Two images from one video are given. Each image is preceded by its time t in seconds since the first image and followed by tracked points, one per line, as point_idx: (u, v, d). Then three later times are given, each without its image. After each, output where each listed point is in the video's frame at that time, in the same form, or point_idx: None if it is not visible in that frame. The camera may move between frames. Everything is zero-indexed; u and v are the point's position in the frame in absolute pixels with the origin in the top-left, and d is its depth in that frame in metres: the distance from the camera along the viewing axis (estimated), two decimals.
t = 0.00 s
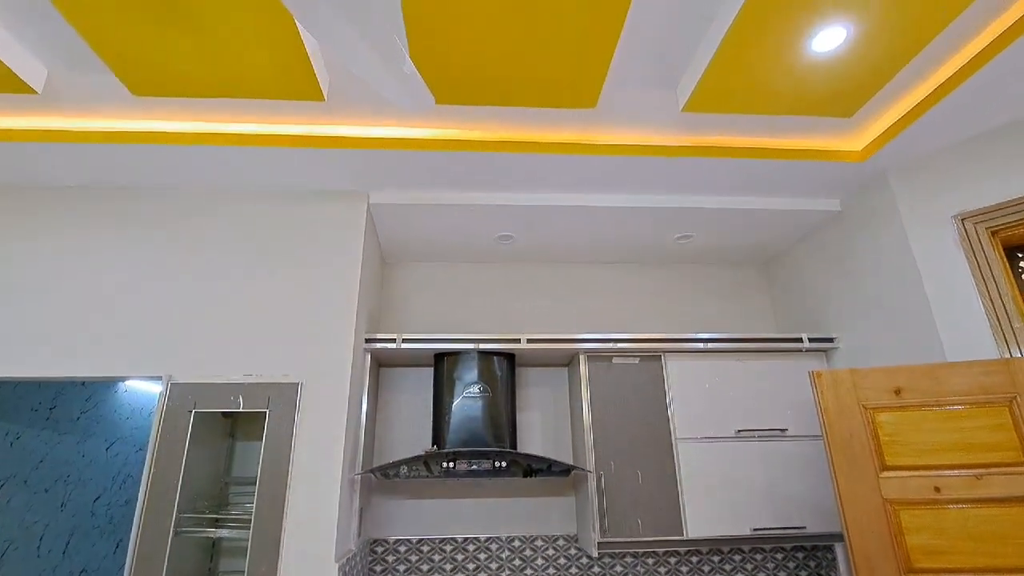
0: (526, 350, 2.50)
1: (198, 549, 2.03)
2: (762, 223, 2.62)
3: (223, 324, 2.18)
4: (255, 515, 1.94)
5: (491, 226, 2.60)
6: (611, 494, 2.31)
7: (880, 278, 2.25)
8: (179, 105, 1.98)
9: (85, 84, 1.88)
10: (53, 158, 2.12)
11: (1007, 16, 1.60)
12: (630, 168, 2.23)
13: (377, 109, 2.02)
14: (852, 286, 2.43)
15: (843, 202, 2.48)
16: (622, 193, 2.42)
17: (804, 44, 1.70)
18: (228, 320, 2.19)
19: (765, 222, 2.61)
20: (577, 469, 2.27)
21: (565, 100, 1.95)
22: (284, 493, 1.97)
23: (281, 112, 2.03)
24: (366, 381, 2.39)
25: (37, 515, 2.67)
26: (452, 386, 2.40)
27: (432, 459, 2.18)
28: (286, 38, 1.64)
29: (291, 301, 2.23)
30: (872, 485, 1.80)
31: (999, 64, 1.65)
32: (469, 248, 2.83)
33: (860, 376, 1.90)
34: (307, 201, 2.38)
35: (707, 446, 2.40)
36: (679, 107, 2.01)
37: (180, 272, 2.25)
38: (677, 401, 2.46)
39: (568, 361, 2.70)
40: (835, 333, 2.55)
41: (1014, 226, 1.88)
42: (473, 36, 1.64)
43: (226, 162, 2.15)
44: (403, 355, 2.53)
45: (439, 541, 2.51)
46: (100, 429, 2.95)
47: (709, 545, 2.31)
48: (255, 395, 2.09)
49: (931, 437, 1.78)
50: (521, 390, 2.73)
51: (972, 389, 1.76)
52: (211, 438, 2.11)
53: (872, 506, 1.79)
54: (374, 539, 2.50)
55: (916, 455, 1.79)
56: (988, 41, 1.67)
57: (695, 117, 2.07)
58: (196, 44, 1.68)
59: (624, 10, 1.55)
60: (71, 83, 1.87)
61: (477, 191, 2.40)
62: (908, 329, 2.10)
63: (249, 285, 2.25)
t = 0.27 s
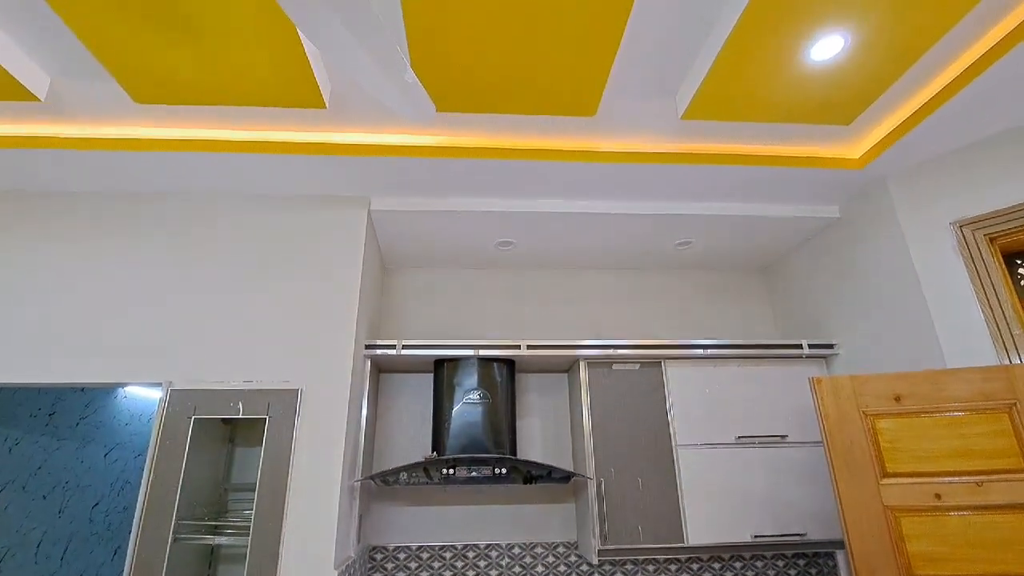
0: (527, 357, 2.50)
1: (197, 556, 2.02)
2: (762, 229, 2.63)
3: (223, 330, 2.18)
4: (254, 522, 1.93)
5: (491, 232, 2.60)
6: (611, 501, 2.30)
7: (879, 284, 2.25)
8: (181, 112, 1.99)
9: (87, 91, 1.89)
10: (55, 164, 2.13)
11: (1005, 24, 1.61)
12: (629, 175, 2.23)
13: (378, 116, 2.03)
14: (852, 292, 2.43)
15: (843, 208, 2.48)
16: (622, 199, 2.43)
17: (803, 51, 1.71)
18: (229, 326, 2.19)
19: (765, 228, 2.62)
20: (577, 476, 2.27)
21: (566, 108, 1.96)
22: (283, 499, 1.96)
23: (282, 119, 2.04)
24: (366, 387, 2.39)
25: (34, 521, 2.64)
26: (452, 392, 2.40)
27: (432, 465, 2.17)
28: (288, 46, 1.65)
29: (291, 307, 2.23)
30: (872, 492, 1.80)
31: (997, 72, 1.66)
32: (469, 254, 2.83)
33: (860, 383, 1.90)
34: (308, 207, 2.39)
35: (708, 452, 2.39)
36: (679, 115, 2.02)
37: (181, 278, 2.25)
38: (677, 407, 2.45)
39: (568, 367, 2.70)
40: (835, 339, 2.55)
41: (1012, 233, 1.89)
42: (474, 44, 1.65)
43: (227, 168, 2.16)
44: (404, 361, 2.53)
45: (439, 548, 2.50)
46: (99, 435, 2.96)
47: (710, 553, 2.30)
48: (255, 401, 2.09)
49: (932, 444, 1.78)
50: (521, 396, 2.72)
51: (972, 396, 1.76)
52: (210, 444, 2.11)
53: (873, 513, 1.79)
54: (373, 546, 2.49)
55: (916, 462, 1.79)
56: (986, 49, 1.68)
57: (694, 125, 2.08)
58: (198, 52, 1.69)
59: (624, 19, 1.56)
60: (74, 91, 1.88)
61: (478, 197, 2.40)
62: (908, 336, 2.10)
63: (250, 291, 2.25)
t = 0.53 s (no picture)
0: (527, 360, 2.49)
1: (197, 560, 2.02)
2: (762, 233, 2.63)
3: (224, 333, 2.18)
4: (254, 526, 1.93)
5: (491, 236, 2.61)
6: (612, 504, 2.30)
7: (879, 288, 2.26)
8: (182, 116, 2.00)
9: (88, 95, 1.89)
10: (56, 168, 2.13)
11: (1005, 28, 1.62)
12: (629, 179, 2.24)
13: (379, 121, 2.03)
14: (851, 296, 2.43)
15: (842, 212, 2.49)
16: (622, 203, 2.43)
17: (803, 55, 1.72)
18: (229, 329, 2.19)
19: (765, 232, 2.62)
20: (577, 480, 2.27)
21: (566, 112, 1.97)
22: (283, 503, 1.96)
23: (282, 123, 2.04)
24: (366, 391, 2.39)
25: (34, 525, 2.63)
26: (452, 396, 2.40)
27: (432, 469, 2.17)
28: (290, 50, 1.66)
29: (292, 311, 2.23)
30: (873, 496, 1.80)
31: (996, 76, 1.67)
32: (469, 257, 2.83)
33: (860, 387, 1.90)
34: (308, 210, 2.39)
35: (708, 456, 2.39)
36: (679, 119, 2.02)
37: (181, 282, 2.25)
38: (678, 411, 2.45)
39: (568, 370, 2.70)
40: (835, 343, 2.55)
41: (1011, 236, 1.91)
42: (474, 48, 1.65)
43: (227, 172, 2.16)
44: (404, 365, 2.52)
45: (439, 552, 2.50)
46: (99, 438, 2.96)
47: (711, 557, 2.29)
48: (255, 405, 2.08)
49: (933, 448, 1.78)
50: (521, 400, 2.72)
51: (973, 399, 1.76)
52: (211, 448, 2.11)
53: (874, 517, 1.78)
54: (373, 550, 2.48)
55: (917, 465, 1.79)
56: (986, 52, 1.68)
57: (694, 129, 2.08)
58: (199, 56, 1.69)
59: (624, 23, 1.56)
60: (75, 95, 1.89)
61: (478, 201, 2.41)
62: (908, 340, 2.10)
63: (250, 295, 2.25)
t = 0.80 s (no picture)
0: (527, 363, 2.49)
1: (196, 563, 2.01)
2: (761, 235, 2.63)
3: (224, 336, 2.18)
4: (254, 529, 1.93)
5: (491, 238, 2.61)
6: (612, 507, 2.30)
7: (879, 291, 2.26)
8: (183, 119, 2.00)
9: (89, 97, 1.89)
10: (57, 170, 2.13)
11: (1005, 31, 1.62)
12: (629, 181, 2.24)
13: (379, 123, 2.04)
14: (851, 299, 2.43)
15: (842, 215, 2.49)
16: (622, 206, 2.44)
17: (803, 58, 1.72)
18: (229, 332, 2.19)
19: (765, 235, 2.63)
20: (578, 483, 2.26)
21: (567, 115, 1.97)
22: (283, 505, 1.96)
23: (283, 125, 2.04)
24: (367, 393, 2.39)
25: (33, 527, 2.64)
26: (452, 399, 2.40)
27: (432, 472, 2.17)
28: (291, 52, 1.66)
29: (292, 313, 2.23)
30: (874, 500, 1.80)
31: (996, 79, 1.67)
32: (470, 260, 2.83)
33: (861, 390, 1.90)
34: (309, 213, 2.39)
35: (709, 459, 2.39)
36: (679, 121, 2.02)
37: (182, 284, 2.25)
38: (678, 413, 2.45)
39: (568, 373, 2.70)
40: (835, 345, 2.55)
41: (1011, 240, 1.91)
42: (475, 51, 1.65)
43: (228, 174, 2.17)
44: (404, 368, 2.53)
45: (439, 555, 2.49)
46: (98, 440, 2.94)
47: (711, 560, 2.29)
48: (256, 407, 2.08)
49: (933, 451, 1.78)
50: (521, 403, 2.72)
51: (973, 402, 1.76)
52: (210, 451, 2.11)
53: (875, 520, 1.78)
54: (373, 553, 2.48)
55: (918, 468, 1.79)
56: (986, 55, 1.69)
57: (694, 132, 2.09)
58: (201, 58, 1.69)
59: (625, 25, 1.56)
60: (75, 97, 1.89)
61: (478, 203, 2.41)
62: (908, 342, 2.10)
63: (251, 297, 2.25)
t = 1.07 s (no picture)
0: (527, 365, 2.49)
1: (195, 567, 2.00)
2: (762, 238, 2.63)
3: (224, 338, 2.18)
4: (254, 531, 1.92)
5: (491, 241, 2.61)
6: (613, 510, 2.29)
7: (880, 293, 2.26)
8: (183, 120, 2.00)
9: (89, 98, 1.89)
10: (57, 172, 2.13)
11: (1005, 33, 1.63)
12: (630, 183, 2.24)
13: (379, 125, 2.04)
14: (851, 301, 2.43)
15: (842, 217, 2.49)
16: (623, 208, 2.44)
17: (803, 60, 1.72)
18: (229, 334, 2.19)
19: (765, 237, 2.63)
20: (578, 485, 2.26)
21: (567, 117, 1.97)
22: (283, 508, 1.95)
23: (283, 127, 2.04)
24: (367, 395, 2.39)
25: (32, 531, 2.63)
26: (452, 401, 2.39)
27: (432, 474, 2.16)
28: (293, 53, 1.66)
29: (292, 315, 2.23)
30: (875, 502, 1.79)
31: (995, 81, 1.68)
32: (470, 262, 2.83)
33: (862, 392, 1.90)
34: (309, 215, 2.39)
35: (709, 461, 2.39)
36: (679, 124, 2.03)
37: (182, 286, 2.25)
38: (679, 416, 2.45)
39: (569, 375, 2.69)
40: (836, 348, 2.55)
41: (1011, 242, 1.90)
42: (475, 52, 1.65)
43: (229, 176, 2.17)
44: (404, 370, 2.52)
45: (439, 558, 2.49)
46: (97, 443, 2.92)
47: (712, 563, 2.28)
48: (256, 410, 2.08)
49: (934, 453, 1.78)
50: (521, 405, 2.71)
51: (974, 405, 1.76)
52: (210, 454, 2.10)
53: (876, 522, 1.78)
54: (373, 556, 2.47)
55: (919, 471, 1.78)
56: (986, 58, 1.69)
57: (694, 135, 2.09)
58: (202, 60, 1.69)
59: (626, 27, 1.57)
60: (76, 98, 1.89)
61: (478, 206, 2.41)
62: (909, 345, 2.10)
63: (251, 299, 2.25)
